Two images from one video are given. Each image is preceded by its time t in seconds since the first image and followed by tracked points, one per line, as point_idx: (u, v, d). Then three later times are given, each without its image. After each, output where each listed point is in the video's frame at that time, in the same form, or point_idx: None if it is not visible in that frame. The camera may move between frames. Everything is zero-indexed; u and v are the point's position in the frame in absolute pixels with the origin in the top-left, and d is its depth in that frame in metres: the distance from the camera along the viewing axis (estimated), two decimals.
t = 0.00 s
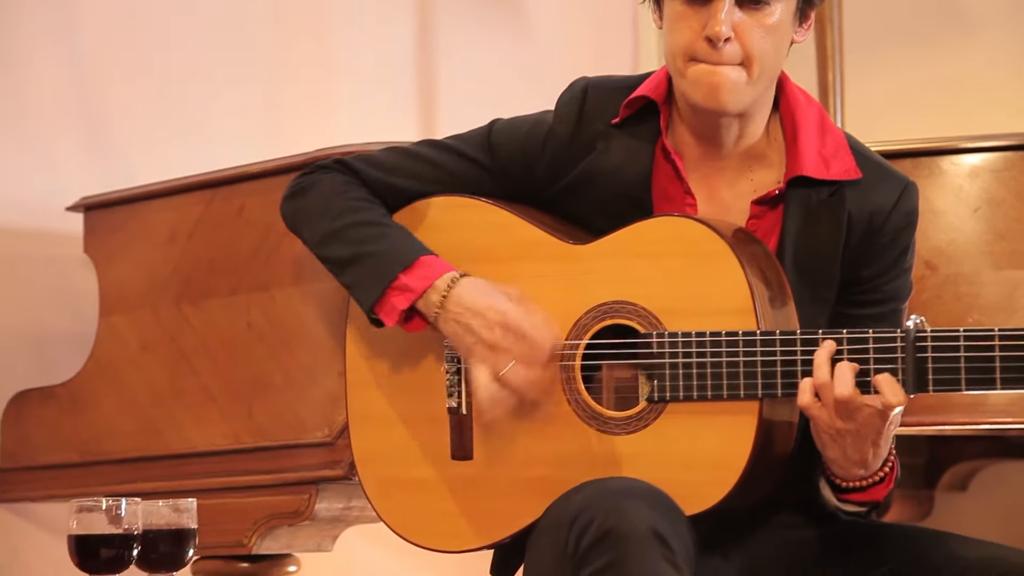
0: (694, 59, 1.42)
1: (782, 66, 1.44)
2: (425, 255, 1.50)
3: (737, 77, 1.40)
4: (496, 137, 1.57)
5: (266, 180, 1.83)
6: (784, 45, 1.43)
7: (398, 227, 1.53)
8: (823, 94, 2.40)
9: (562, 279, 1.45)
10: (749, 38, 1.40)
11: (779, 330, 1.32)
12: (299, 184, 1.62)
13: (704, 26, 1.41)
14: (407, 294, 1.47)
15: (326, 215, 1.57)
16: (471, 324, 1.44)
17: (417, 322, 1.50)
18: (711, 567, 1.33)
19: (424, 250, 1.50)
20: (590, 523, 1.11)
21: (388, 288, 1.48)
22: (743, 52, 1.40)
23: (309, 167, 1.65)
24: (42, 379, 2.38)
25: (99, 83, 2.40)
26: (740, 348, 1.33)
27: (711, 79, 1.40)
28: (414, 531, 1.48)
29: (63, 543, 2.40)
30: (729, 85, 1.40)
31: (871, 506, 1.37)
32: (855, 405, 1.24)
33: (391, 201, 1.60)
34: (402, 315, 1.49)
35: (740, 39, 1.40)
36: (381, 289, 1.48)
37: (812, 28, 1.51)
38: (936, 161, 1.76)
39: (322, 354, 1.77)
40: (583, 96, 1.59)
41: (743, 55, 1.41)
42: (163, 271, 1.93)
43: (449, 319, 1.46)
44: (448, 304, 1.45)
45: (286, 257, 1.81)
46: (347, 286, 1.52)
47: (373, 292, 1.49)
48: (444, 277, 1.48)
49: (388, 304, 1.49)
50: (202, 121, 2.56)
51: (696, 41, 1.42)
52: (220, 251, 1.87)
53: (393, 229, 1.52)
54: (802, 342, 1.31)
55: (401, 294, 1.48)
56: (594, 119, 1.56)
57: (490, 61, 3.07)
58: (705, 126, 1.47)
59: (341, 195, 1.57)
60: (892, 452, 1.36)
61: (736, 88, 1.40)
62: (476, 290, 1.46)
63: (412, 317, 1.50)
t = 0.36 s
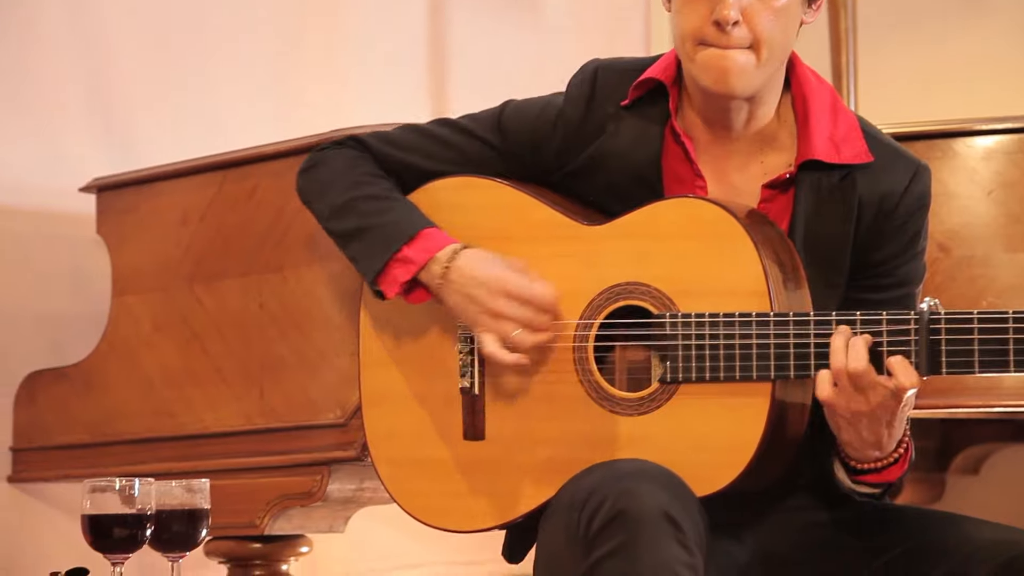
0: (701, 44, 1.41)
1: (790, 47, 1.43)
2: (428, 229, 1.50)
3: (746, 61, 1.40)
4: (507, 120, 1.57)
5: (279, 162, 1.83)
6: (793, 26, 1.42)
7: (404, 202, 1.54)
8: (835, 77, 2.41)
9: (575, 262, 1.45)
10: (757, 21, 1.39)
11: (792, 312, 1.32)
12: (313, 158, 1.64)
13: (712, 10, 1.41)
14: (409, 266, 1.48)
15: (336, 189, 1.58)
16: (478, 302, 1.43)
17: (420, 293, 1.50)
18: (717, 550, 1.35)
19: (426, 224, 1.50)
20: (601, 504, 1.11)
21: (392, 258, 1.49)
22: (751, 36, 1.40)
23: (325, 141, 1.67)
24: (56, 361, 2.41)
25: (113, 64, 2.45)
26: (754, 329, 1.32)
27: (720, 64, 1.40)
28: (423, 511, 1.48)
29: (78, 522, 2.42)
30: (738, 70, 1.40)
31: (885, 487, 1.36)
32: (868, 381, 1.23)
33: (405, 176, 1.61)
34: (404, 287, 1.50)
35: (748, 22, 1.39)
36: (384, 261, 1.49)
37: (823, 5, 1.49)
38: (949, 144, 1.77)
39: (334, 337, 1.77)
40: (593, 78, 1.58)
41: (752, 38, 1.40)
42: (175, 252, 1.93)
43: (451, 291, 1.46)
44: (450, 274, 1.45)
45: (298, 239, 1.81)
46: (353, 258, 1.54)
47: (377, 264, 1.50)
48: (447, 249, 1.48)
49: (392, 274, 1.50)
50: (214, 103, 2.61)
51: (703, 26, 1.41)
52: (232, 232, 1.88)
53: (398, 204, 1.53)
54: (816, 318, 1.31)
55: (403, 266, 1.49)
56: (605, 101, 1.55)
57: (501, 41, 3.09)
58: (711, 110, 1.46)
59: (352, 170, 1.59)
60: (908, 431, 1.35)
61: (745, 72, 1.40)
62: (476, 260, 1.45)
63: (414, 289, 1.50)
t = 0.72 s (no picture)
0: (719, 21, 1.41)
1: (808, 24, 1.42)
2: (433, 212, 1.50)
3: (764, 38, 1.39)
4: (520, 99, 1.57)
5: (293, 140, 1.84)
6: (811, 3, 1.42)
7: (409, 182, 1.54)
8: (851, 58, 2.40)
9: (590, 241, 1.45)
10: None
11: (807, 290, 1.32)
12: (321, 133, 1.65)
13: None
14: (410, 247, 1.48)
15: (341, 165, 1.59)
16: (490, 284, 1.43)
17: (420, 276, 1.50)
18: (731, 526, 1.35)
19: (429, 206, 1.50)
20: (616, 484, 1.11)
21: (392, 240, 1.49)
22: (769, 13, 1.39)
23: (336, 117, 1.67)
24: (72, 338, 2.43)
25: (127, 45, 2.46)
26: (768, 308, 1.32)
27: (737, 41, 1.39)
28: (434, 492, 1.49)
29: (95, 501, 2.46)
30: (756, 48, 1.39)
31: (906, 466, 1.36)
32: (885, 361, 1.23)
33: (413, 155, 1.61)
34: (404, 269, 1.50)
35: None
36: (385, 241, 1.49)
37: None
38: (966, 124, 1.76)
39: (349, 318, 1.77)
40: (606, 58, 1.58)
41: (769, 15, 1.39)
42: (190, 231, 1.94)
43: (453, 279, 1.45)
44: (451, 261, 1.45)
45: (312, 218, 1.81)
46: (356, 235, 1.54)
47: (378, 243, 1.50)
48: (450, 235, 1.47)
49: (394, 254, 1.49)
50: (227, 85, 2.63)
51: (721, 3, 1.40)
52: (247, 212, 1.88)
53: (404, 184, 1.53)
54: (830, 301, 1.30)
55: (405, 248, 1.48)
56: (618, 82, 1.55)
57: (515, 23, 3.08)
58: (728, 86, 1.46)
59: (360, 148, 1.59)
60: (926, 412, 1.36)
61: (763, 50, 1.39)
62: (481, 252, 1.45)
63: (415, 271, 1.50)
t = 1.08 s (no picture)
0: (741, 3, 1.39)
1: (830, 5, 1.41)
2: (447, 189, 1.50)
3: (787, 19, 1.38)
4: (534, 77, 1.57)
5: (309, 119, 1.84)
6: None
7: (423, 158, 1.54)
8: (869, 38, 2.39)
9: (605, 222, 1.45)
10: None
11: (822, 271, 1.31)
12: (334, 107, 1.65)
13: None
14: (424, 225, 1.48)
15: (354, 140, 1.59)
16: (501, 263, 1.44)
17: (432, 254, 1.51)
18: (744, 509, 1.37)
19: (445, 183, 1.50)
20: (630, 463, 1.12)
21: (406, 216, 1.49)
22: None
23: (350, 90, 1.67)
24: (90, 317, 2.45)
25: (143, 23, 2.47)
26: (782, 290, 1.32)
27: (760, 23, 1.38)
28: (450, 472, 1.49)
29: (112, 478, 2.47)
30: (779, 30, 1.38)
31: (922, 446, 1.36)
32: (901, 342, 1.22)
33: (426, 131, 1.61)
34: (416, 245, 1.50)
35: None
36: (397, 217, 1.49)
37: None
38: (985, 104, 1.74)
39: (365, 297, 1.78)
40: (621, 39, 1.57)
41: None
42: (207, 209, 1.95)
43: (463, 259, 1.47)
44: (464, 240, 1.46)
45: (329, 197, 1.82)
46: (368, 211, 1.54)
47: (392, 219, 1.50)
48: (465, 213, 1.48)
49: (407, 231, 1.50)
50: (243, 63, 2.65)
51: None
52: (264, 190, 1.89)
53: (419, 160, 1.53)
54: (845, 285, 1.30)
55: (419, 225, 1.48)
56: (633, 62, 1.54)
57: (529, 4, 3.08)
58: (747, 68, 1.45)
59: (373, 123, 1.59)
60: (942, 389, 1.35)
61: (786, 32, 1.38)
62: (493, 233, 1.46)
63: (426, 249, 1.51)
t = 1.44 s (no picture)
0: None
1: None
2: (458, 175, 1.48)
3: None
4: (546, 57, 1.56)
5: (323, 96, 1.84)
6: None
7: (435, 146, 1.52)
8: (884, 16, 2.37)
9: (618, 199, 1.45)
10: None
11: (835, 249, 1.30)
12: (346, 97, 1.65)
13: None
14: (435, 212, 1.46)
15: (366, 128, 1.58)
16: (512, 255, 1.41)
17: (444, 242, 1.49)
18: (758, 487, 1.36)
19: (457, 170, 1.48)
20: (642, 440, 1.12)
21: (418, 204, 1.48)
22: None
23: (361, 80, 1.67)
24: (104, 294, 2.45)
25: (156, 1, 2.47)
26: (795, 267, 1.31)
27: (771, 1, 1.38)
28: (463, 450, 1.49)
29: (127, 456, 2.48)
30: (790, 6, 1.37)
31: (938, 424, 1.35)
32: (912, 321, 1.22)
33: (438, 116, 1.61)
34: (428, 233, 1.48)
35: None
36: (409, 204, 1.47)
37: None
38: (1002, 81, 1.73)
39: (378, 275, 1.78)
40: (634, 15, 1.56)
41: None
42: (221, 187, 1.95)
43: (474, 248, 1.44)
44: (476, 228, 1.44)
45: (342, 174, 1.82)
46: (381, 199, 1.52)
47: (403, 205, 1.48)
48: (476, 201, 1.46)
49: (417, 219, 1.48)
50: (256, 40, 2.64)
51: None
52: (277, 167, 1.89)
53: (430, 147, 1.51)
54: (857, 261, 1.29)
55: (430, 212, 1.47)
56: (645, 39, 1.53)
57: None
58: (759, 47, 1.44)
59: (385, 111, 1.58)
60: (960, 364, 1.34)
61: (796, 9, 1.38)
62: (505, 224, 1.43)
63: (438, 237, 1.49)
